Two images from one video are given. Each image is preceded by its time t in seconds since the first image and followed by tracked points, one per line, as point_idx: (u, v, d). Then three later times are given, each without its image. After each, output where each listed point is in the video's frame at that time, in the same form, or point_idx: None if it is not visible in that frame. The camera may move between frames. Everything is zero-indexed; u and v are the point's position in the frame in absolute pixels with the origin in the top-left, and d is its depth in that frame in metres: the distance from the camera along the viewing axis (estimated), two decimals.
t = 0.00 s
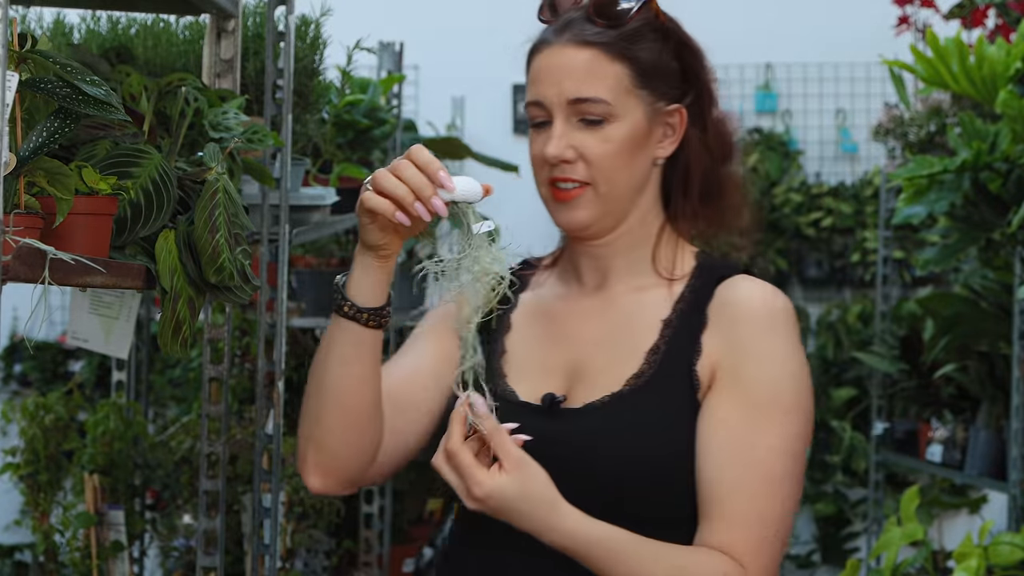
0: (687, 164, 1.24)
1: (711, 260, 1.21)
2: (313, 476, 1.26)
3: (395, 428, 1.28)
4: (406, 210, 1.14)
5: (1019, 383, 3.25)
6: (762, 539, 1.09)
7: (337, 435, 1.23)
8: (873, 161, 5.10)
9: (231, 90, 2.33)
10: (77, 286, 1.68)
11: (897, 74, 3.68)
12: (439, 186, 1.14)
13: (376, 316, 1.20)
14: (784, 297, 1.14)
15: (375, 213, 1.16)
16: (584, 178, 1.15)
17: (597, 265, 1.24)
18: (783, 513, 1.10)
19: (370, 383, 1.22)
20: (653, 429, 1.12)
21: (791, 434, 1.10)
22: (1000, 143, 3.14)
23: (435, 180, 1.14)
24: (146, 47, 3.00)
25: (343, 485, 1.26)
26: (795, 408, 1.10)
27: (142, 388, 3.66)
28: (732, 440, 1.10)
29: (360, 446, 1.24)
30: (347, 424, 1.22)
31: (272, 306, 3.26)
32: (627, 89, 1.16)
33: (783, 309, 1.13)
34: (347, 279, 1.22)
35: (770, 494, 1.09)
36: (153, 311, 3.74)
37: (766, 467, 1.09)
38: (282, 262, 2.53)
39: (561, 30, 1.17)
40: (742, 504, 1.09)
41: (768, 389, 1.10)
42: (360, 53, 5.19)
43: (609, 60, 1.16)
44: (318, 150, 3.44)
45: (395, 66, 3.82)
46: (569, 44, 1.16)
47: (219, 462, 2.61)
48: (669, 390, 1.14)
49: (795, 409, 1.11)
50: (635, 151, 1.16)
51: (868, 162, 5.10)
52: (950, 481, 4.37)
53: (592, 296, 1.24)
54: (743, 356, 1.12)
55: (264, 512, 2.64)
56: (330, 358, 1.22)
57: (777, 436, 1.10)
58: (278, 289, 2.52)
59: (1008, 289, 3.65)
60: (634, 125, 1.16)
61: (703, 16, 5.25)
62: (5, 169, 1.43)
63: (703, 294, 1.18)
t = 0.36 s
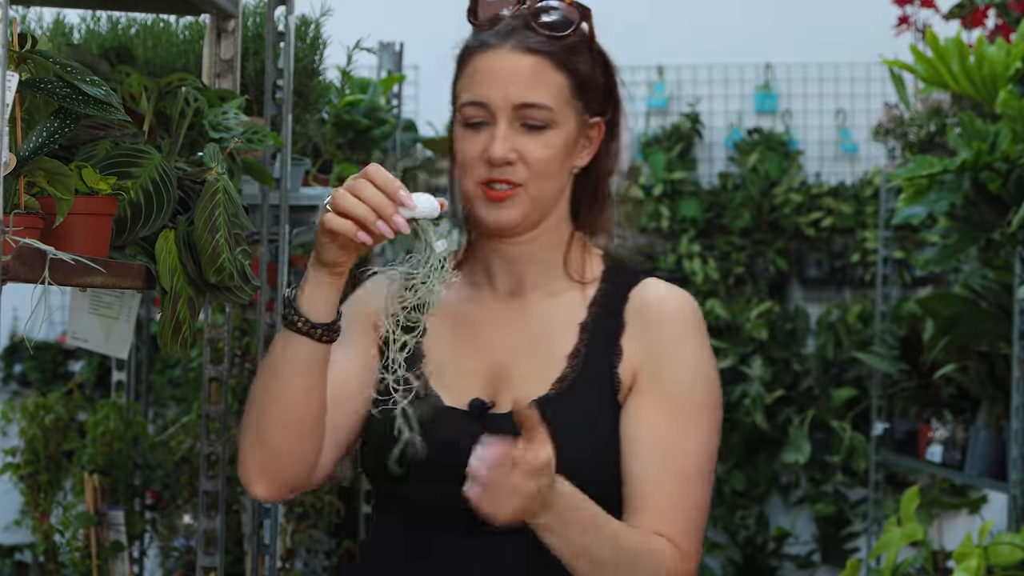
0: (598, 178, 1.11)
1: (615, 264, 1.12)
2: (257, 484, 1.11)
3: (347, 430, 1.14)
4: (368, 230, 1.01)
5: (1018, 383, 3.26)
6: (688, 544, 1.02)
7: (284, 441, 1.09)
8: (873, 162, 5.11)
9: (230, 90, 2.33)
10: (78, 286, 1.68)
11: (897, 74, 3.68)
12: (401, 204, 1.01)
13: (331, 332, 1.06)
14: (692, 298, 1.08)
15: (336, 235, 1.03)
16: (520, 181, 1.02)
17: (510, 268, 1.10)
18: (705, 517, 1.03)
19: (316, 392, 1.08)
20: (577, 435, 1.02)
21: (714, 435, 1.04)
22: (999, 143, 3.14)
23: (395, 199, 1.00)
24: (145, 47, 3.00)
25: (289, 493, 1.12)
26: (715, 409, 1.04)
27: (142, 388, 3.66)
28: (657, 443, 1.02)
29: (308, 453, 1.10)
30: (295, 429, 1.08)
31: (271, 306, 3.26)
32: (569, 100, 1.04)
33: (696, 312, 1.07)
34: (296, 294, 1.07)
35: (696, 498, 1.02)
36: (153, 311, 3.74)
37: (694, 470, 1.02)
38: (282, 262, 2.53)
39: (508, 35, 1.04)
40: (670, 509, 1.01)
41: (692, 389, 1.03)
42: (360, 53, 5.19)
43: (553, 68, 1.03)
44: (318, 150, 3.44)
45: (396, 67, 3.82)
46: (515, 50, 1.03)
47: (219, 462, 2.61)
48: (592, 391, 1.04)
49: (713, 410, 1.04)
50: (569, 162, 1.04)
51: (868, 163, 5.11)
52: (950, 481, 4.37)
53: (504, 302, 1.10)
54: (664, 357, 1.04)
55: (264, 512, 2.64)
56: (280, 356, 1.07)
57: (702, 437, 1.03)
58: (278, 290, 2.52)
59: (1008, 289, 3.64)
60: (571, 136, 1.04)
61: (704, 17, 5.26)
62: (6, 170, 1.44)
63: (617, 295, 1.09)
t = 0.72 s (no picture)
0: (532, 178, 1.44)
1: (556, 257, 1.41)
2: (257, 505, 1.29)
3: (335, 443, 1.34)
4: (368, 242, 1.17)
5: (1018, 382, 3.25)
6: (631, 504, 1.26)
7: (286, 463, 1.27)
8: (873, 162, 5.11)
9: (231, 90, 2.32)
10: (77, 286, 1.68)
11: (897, 74, 3.68)
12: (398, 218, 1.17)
13: (330, 349, 1.24)
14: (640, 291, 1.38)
15: (335, 247, 1.18)
16: (479, 172, 1.27)
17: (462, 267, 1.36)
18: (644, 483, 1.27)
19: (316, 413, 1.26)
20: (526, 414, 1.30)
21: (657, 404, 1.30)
22: (999, 143, 3.13)
23: (394, 211, 1.18)
24: (145, 47, 3.00)
25: (287, 509, 1.31)
26: (653, 385, 1.31)
27: (141, 388, 3.66)
28: (602, 411, 1.28)
29: (310, 469, 1.29)
30: (299, 448, 1.26)
31: (272, 306, 3.26)
32: (523, 99, 1.30)
33: (638, 302, 1.35)
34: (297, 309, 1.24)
35: (638, 462, 1.27)
36: (153, 310, 3.74)
37: (635, 436, 1.27)
38: (282, 262, 2.52)
39: (466, 32, 1.30)
40: (614, 467, 1.26)
41: (631, 361, 1.31)
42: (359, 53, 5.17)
43: (513, 70, 1.30)
44: (318, 150, 3.45)
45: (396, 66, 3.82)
46: (475, 46, 1.29)
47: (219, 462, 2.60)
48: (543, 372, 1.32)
49: (655, 386, 1.31)
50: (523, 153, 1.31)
51: (868, 163, 5.11)
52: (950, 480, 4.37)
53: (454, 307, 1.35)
54: (609, 336, 1.33)
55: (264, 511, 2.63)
56: (282, 384, 1.25)
57: (640, 405, 1.29)
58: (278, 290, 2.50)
59: (1008, 288, 3.64)
60: (524, 132, 1.30)
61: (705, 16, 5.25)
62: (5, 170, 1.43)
63: (564, 287, 1.38)
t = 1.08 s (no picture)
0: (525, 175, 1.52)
1: (548, 253, 1.47)
2: (245, 495, 1.40)
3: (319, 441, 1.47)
4: (316, 218, 1.30)
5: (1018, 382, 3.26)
6: (645, 508, 1.34)
7: (274, 453, 1.38)
8: (873, 161, 5.11)
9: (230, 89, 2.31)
10: (77, 286, 1.68)
11: (897, 74, 3.67)
12: (344, 196, 1.30)
13: (310, 336, 1.35)
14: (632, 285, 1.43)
15: (290, 220, 1.31)
16: (462, 167, 1.35)
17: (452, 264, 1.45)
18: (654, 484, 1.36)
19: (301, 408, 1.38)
20: (521, 411, 1.35)
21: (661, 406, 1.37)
22: (1000, 143, 3.12)
23: (341, 189, 1.30)
24: (145, 47, 3.00)
25: (273, 500, 1.42)
26: (655, 383, 1.37)
27: (141, 388, 3.65)
28: (605, 415, 1.35)
29: (295, 462, 1.40)
30: (285, 440, 1.38)
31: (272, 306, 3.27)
32: (504, 90, 1.39)
33: (633, 300, 1.41)
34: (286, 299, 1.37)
35: (649, 466, 1.35)
36: (153, 310, 3.73)
37: (641, 441, 1.35)
38: (281, 262, 2.52)
39: (445, 27, 1.39)
40: (624, 474, 1.33)
41: (633, 364, 1.36)
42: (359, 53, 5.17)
43: (491, 61, 1.39)
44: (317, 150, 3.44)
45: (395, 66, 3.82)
46: (453, 41, 1.38)
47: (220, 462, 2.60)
48: (545, 376, 1.37)
49: (659, 388, 1.38)
50: (505, 146, 1.39)
51: (868, 163, 5.11)
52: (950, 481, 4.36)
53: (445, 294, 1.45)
54: (608, 338, 1.38)
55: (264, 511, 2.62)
56: (270, 376, 1.37)
57: (645, 410, 1.35)
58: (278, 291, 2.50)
59: (1008, 288, 3.63)
60: (506, 124, 1.39)
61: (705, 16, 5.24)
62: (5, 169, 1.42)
63: (557, 283, 1.44)
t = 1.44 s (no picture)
0: (542, 170, 1.56)
1: (562, 252, 1.50)
2: (240, 480, 1.43)
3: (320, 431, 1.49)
4: (313, 195, 1.32)
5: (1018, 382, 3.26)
6: (658, 508, 1.38)
7: (270, 440, 1.41)
8: (874, 162, 5.10)
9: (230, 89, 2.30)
10: (77, 286, 1.68)
11: (897, 74, 3.67)
12: (342, 174, 1.32)
13: (311, 319, 1.37)
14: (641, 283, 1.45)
15: (289, 195, 1.33)
16: (475, 167, 1.36)
17: (460, 263, 1.48)
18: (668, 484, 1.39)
19: (302, 398, 1.40)
20: (528, 412, 1.38)
21: (672, 406, 1.40)
22: (1000, 143, 3.12)
23: (339, 169, 1.32)
24: (145, 47, 3.00)
25: (268, 487, 1.45)
26: (669, 386, 1.40)
27: (141, 388, 3.65)
28: (616, 422, 1.38)
29: (291, 451, 1.43)
30: (284, 429, 1.41)
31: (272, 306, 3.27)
32: (515, 87, 1.40)
33: (643, 302, 1.43)
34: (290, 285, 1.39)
35: (660, 467, 1.38)
36: (153, 310, 3.73)
37: (650, 444, 1.38)
38: (281, 262, 2.52)
39: (454, 25, 1.40)
40: (635, 476, 1.37)
41: (641, 366, 1.39)
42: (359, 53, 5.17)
43: (502, 58, 1.40)
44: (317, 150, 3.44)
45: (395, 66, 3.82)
46: (463, 38, 1.39)
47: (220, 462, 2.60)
48: (557, 380, 1.40)
49: (673, 391, 1.41)
50: (516, 143, 1.40)
51: (868, 163, 5.10)
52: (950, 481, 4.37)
53: (456, 291, 1.48)
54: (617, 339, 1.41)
55: (264, 511, 2.63)
56: (271, 364, 1.40)
57: (654, 412, 1.38)
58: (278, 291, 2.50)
59: (1008, 288, 3.63)
60: (518, 122, 1.40)
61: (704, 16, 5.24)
62: (5, 169, 1.42)
63: (568, 283, 1.46)
